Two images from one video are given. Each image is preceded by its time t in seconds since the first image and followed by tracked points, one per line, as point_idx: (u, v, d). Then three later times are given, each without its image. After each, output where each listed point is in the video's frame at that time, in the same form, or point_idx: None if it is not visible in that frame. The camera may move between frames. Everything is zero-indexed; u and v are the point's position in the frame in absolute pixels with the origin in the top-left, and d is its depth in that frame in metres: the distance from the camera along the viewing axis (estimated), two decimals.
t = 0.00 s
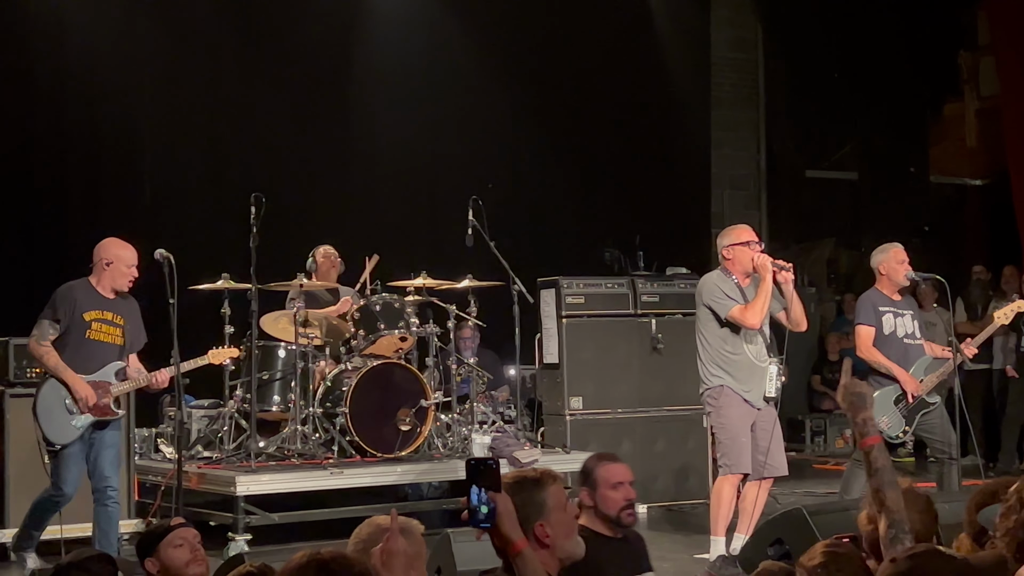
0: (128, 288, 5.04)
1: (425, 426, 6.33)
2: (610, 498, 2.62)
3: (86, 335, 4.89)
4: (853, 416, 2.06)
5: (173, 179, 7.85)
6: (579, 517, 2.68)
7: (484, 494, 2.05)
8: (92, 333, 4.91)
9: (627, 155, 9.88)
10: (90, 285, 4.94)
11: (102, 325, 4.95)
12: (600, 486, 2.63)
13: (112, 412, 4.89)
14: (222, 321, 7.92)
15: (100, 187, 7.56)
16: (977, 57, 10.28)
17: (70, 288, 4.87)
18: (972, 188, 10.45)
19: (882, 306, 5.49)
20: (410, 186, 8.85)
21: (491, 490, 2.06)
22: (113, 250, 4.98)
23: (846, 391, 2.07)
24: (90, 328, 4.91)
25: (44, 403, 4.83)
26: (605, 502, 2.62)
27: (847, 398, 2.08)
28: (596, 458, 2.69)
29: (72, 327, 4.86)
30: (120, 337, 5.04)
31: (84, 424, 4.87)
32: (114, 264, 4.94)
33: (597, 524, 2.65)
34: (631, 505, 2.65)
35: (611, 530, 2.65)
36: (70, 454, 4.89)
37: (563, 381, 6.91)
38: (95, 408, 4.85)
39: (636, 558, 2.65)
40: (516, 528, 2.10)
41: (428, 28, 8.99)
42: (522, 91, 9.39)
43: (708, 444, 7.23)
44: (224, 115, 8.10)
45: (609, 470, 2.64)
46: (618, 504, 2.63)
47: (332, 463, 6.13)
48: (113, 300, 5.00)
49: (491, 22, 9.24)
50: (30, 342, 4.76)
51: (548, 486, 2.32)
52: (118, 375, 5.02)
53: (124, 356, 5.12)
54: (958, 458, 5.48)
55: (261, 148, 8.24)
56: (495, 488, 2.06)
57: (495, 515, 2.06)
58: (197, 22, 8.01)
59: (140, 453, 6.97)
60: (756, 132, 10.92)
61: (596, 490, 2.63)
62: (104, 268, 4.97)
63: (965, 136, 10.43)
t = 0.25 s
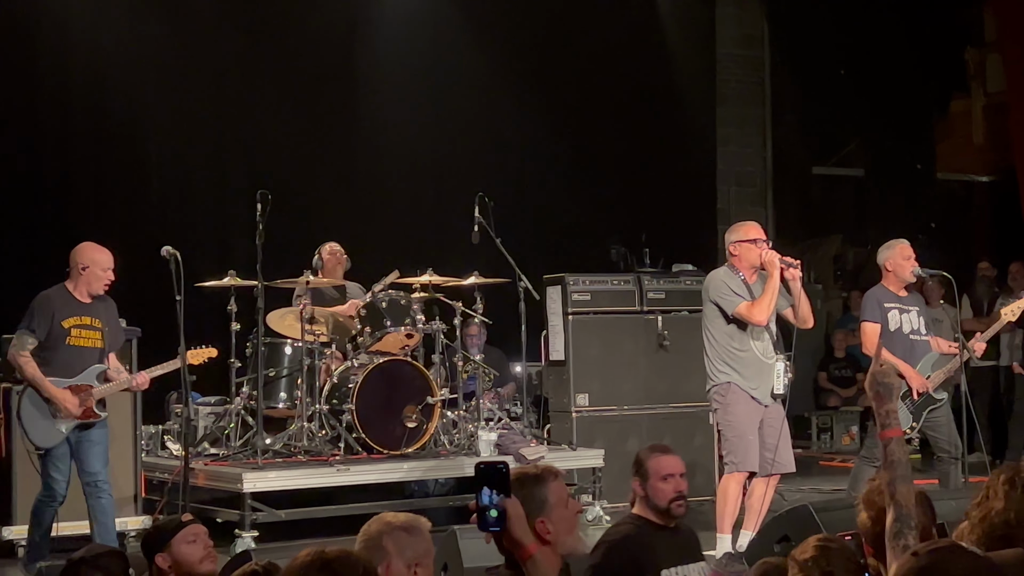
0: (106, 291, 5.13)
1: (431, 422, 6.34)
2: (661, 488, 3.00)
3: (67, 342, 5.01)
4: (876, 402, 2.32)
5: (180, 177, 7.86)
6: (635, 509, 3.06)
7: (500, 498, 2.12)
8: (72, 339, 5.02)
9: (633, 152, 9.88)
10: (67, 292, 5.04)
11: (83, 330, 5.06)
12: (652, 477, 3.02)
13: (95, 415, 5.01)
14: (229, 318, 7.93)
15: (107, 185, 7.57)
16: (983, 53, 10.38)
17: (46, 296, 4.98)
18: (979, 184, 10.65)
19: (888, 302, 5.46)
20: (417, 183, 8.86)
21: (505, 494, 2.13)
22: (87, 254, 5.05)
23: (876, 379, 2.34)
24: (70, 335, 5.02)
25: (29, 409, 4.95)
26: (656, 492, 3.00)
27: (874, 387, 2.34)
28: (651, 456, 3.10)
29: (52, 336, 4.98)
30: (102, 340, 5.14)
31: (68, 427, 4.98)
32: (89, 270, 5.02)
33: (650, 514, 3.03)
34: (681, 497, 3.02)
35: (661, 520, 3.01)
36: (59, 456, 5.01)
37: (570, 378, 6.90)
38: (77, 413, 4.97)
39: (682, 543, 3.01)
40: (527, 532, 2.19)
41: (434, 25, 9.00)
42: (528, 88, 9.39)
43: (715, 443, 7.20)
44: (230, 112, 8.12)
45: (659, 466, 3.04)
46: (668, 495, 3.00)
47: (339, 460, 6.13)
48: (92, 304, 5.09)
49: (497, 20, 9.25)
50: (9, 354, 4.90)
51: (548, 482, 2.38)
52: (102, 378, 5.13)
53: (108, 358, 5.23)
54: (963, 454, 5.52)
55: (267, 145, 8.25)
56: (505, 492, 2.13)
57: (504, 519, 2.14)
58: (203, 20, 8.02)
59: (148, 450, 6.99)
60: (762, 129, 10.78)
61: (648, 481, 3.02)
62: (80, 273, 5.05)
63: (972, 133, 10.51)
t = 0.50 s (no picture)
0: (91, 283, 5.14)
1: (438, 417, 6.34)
2: (701, 478, 3.13)
3: (59, 334, 5.01)
4: (879, 395, 1.82)
5: (185, 172, 7.87)
6: (675, 497, 3.19)
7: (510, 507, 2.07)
8: (64, 331, 5.03)
9: (639, 147, 9.87)
10: (55, 285, 5.03)
11: (72, 322, 5.07)
12: (693, 468, 3.15)
13: (91, 404, 5.04)
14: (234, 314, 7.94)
15: (113, 181, 7.58)
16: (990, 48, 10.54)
17: (36, 290, 4.96)
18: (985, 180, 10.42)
19: (897, 299, 5.45)
20: (422, 178, 8.86)
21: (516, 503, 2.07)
22: (71, 246, 5.05)
23: (880, 371, 1.82)
24: (61, 327, 5.02)
25: (25, 402, 4.94)
26: (696, 483, 3.12)
27: (879, 377, 1.82)
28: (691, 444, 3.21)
29: (45, 329, 4.97)
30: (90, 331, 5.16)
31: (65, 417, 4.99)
32: (76, 262, 5.03)
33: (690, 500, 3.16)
34: (723, 487, 3.14)
35: (700, 509, 3.14)
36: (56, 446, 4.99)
37: (576, 374, 6.90)
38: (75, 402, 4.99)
39: (721, 529, 3.13)
40: (546, 538, 2.21)
41: (441, 20, 8.99)
42: (534, 83, 9.38)
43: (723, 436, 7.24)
44: (236, 107, 8.11)
45: (700, 456, 3.17)
46: (708, 486, 3.12)
47: (345, 455, 6.14)
48: (79, 296, 5.10)
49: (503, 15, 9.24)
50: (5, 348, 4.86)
51: (554, 477, 2.36)
52: (94, 367, 5.15)
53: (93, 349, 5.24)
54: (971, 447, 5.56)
55: (273, 140, 8.25)
56: (524, 497, 2.21)
57: (522, 522, 2.20)
58: (209, 15, 8.02)
59: (154, 445, 7.00)
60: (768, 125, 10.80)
61: (688, 471, 3.14)
62: (67, 266, 5.06)
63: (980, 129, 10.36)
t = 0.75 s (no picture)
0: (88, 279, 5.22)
1: (443, 414, 6.34)
2: (739, 471, 3.22)
3: (62, 329, 5.09)
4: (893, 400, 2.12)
5: (191, 169, 7.87)
6: (706, 493, 3.26)
7: (521, 506, 2.26)
8: (66, 326, 5.11)
9: (644, 144, 9.87)
10: (53, 284, 5.10)
11: (73, 317, 5.15)
12: (729, 462, 3.23)
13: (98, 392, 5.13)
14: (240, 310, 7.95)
15: (118, 177, 7.58)
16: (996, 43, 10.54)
17: (35, 289, 5.03)
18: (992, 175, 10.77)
19: (903, 297, 5.45)
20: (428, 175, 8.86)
21: (526, 501, 2.27)
22: (65, 246, 5.13)
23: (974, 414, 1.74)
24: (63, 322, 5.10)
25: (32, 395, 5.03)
26: (735, 475, 3.21)
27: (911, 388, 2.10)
28: (719, 442, 3.31)
29: (48, 325, 5.05)
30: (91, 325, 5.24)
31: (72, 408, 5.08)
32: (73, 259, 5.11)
33: (726, 494, 3.23)
34: (758, 480, 3.24)
35: (736, 502, 3.22)
36: (63, 440, 5.11)
37: (582, 370, 6.89)
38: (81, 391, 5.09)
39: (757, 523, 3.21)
40: (558, 538, 2.25)
41: (446, 17, 9.00)
42: (539, 80, 9.39)
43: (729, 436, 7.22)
44: (242, 104, 8.12)
45: (734, 450, 3.25)
46: (747, 479, 3.22)
47: (350, 452, 6.13)
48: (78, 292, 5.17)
49: (508, 12, 9.25)
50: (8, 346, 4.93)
51: (562, 473, 2.36)
52: (98, 359, 5.24)
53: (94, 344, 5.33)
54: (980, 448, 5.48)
55: (279, 137, 8.25)
56: (536, 499, 2.26)
57: (534, 522, 2.24)
58: (215, 12, 8.03)
59: (160, 442, 7.00)
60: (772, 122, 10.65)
61: (725, 466, 3.23)
62: (63, 264, 5.12)
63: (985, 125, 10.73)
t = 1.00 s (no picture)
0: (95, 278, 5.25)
1: (447, 411, 6.33)
2: (763, 466, 3.24)
3: (72, 327, 5.11)
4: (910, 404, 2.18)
5: (195, 165, 7.87)
6: (729, 491, 3.28)
7: (531, 497, 2.21)
8: (76, 324, 5.14)
9: (650, 141, 9.87)
10: (62, 283, 5.12)
11: (82, 315, 5.18)
12: (753, 458, 3.25)
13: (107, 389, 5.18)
14: (244, 306, 7.96)
15: (122, 174, 7.59)
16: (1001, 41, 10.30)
17: (45, 287, 5.05)
18: (996, 171, 10.84)
19: (908, 294, 5.46)
20: (432, 172, 8.86)
21: (537, 492, 2.22)
22: (74, 246, 5.15)
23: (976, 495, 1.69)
24: (73, 320, 5.13)
25: (41, 391, 5.09)
26: (761, 471, 3.24)
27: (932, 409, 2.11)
28: (741, 438, 3.33)
29: (57, 323, 5.07)
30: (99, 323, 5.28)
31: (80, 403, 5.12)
32: (82, 260, 5.13)
33: (750, 490, 3.26)
34: (783, 476, 3.27)
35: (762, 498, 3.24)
36: (72, 432, 5.15)
37: (585, 367, 6.89)
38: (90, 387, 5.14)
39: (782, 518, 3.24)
40: (563, 528, 2.24)
41: (450, 12, 8.98)
42: (544, 76, 9.38)
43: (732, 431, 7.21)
44: (245, 100, 8.12)
45: (757, 446, 3.27)
46: (771, 474, 3.24)
47: (354, 449, 6.15)
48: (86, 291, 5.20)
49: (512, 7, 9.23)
50: (19, 343, 4.96)
51: (567, 470, 2.38)
52: (105, 357, 5.29)
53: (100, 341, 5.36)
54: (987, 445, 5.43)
55: (282, 132, 8.25)
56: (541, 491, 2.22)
57: (541, 515, 2.22)
58: (219, 7, 8.02)
59: (165, 438, 7.02)
60: (777, 119, 10.67)
61: (749, 462, 3.25)
62: (70, 265, 5.15)
63: (988, 122, 10.66)
